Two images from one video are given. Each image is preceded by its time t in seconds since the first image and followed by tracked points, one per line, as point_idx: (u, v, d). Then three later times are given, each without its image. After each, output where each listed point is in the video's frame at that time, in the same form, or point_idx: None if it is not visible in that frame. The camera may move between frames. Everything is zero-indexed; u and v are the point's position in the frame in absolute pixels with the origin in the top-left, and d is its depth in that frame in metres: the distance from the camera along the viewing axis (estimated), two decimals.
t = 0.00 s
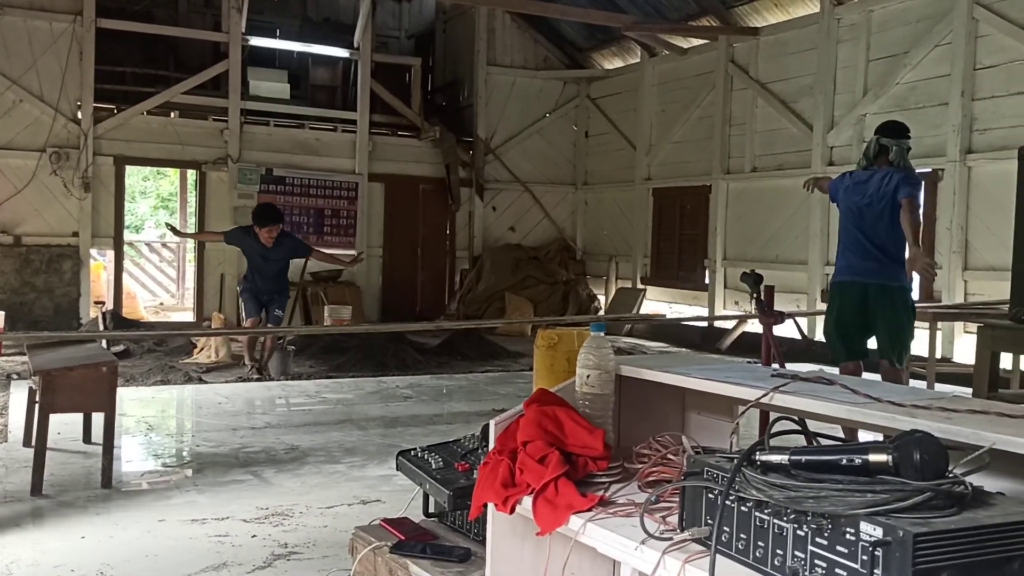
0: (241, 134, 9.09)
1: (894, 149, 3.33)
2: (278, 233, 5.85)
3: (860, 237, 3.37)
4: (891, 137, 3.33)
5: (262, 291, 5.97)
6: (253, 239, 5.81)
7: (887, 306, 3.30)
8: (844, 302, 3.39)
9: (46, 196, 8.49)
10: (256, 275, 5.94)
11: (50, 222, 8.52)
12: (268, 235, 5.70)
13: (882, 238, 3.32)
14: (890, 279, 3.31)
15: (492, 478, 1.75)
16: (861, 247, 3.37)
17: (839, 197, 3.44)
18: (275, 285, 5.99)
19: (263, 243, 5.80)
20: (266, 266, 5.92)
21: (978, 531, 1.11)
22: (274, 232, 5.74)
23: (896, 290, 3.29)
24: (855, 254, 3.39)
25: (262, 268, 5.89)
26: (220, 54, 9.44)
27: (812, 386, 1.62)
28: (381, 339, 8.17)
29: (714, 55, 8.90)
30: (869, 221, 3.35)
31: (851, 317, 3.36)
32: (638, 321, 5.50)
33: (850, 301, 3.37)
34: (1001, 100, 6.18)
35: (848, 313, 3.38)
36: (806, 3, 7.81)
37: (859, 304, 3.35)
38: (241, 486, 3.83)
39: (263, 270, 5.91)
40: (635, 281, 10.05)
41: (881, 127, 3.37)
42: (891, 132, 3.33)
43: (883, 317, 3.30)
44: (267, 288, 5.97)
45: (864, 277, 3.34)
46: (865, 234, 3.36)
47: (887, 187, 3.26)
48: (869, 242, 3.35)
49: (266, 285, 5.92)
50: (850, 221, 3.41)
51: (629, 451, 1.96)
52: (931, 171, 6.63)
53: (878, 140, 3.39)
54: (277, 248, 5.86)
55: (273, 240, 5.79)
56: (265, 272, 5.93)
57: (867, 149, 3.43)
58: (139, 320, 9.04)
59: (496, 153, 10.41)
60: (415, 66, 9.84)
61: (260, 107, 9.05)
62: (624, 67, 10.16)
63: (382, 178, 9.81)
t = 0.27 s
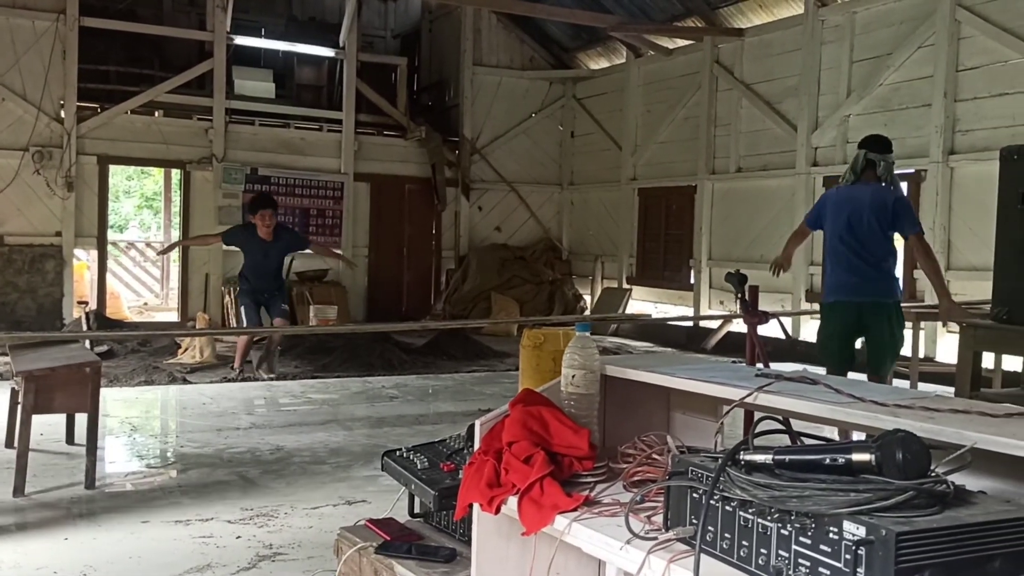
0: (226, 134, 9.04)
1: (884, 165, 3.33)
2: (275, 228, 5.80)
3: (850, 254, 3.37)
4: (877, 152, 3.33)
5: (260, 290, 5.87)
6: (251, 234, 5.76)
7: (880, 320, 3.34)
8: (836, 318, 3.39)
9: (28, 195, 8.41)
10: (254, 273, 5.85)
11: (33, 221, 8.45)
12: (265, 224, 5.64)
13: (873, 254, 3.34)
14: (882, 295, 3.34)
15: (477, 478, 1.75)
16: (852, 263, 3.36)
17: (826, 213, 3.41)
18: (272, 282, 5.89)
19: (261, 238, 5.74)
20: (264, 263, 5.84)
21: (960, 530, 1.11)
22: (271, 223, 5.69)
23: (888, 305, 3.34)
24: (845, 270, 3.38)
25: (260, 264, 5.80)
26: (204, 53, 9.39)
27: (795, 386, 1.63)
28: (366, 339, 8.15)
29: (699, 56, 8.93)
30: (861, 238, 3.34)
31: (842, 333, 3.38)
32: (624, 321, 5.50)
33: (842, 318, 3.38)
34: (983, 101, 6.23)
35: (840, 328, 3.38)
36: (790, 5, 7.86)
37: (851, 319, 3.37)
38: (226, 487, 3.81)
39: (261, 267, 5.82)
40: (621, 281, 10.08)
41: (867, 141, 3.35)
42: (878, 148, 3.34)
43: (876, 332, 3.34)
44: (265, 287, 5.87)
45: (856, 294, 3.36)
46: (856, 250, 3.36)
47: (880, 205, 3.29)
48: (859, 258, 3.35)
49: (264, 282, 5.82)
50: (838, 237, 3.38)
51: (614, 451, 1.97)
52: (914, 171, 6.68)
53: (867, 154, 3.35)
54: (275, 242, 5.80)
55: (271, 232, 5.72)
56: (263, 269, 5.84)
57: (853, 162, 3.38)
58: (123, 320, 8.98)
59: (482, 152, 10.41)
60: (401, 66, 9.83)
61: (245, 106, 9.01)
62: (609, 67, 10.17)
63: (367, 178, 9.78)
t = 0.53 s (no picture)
0: (215, 133, 9.00)
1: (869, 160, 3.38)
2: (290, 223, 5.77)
3: (828, 242, 3.30)
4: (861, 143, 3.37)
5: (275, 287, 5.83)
6: (269, 230, 5.72)
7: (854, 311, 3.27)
8: (807, 304, 3.31)
9: (15, 195, 8.35)
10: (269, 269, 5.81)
11: (20, 221, 8.38)
12: (281, 219, 5.60)
13: (853, 245, 3.28)
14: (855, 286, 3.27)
15: (468, 478, 1.74)
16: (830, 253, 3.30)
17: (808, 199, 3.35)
18: (288, 279, 5.85)
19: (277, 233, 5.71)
20: (278, 259, 5.79)
21: (949, 528, 1.12)
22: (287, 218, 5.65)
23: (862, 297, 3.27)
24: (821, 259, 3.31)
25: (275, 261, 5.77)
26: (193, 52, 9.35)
27: (785, 385, 1.63)
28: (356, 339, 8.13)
29: (688, 57, 8.95)
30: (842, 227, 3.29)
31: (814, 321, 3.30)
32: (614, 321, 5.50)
33: (813, 305, 3.31)
34: (970, 103, 6.27)
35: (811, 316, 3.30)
36: (779, 5, 7.88)
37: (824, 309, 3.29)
38: (215, 487, 3.79)
39: (276, 264, 5.78)
40: (611, 281, 10.09)
41: (852, 131, 3.39)
42: (863, 140, 3.38)
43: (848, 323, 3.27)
44: (281, 284, 5.84)
45: (832, 283, 3.29)
46: (835, 239, 3.29)
47: (868, 196, 3.26)
48: (839, 246, 3.29)
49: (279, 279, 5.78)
50: (820, 224, 3.32)
51: (604, 450, 1.96)
52: (903, 172, 6.71)
53: (852, 145, 3.41)
54: (291, 238, 5.76)
55: (286, 228, 5.69)
56: (278, 266, 5.81)
57: (837, 150, 3.42)
58: (111, 321, 8.93)
59: (472, 152, 10.40)
60: (391, 66, 9.81)
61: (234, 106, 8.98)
62: (599, 67, 10.18)
63: (357, 178, 9.76)
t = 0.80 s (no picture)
0: (208, 133, 8.97)
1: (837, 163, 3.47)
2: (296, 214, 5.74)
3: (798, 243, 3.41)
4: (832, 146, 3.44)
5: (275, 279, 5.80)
6: (277, 221, 5.68)
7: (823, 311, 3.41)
8: (781, 303, 3.39)
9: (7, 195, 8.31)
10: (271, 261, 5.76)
11: (12, 221, 8.34)
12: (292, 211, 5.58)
13: (820, 245, 3.43)
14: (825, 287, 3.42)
15: (461, 478, 1.74)
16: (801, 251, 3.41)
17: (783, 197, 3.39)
18: (288, 273, 5.82)
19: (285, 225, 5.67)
20: (283, 251, 5.76)
21: (941, 526, 1.11)
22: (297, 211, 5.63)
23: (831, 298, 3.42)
24: (792, 257, 3.41)
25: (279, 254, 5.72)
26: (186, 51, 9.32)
27: (778, 384, 1.63)
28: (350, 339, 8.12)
29: (682, 57, 8.96)
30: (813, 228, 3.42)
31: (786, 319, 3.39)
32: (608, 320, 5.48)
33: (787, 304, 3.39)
34: (963, 103, 6.29)
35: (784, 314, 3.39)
36: (773, 5, 7.89)
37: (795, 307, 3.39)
38: (207, 487, 3.78)
39: (280, 256, 5.74)
40: (605, 281, 10.09)
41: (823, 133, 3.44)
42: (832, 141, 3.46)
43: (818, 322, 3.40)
44: (280, 276, 5.81)
45: (802, 282, 3.40)
46: (805, 238, 3.41)
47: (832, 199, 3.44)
48: (809, 246, 3.41)
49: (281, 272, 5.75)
50: (792, 224, 3.41)
51: (597, 450, 1.96)
52: (896, 172, 6.73)
53: (822, 147, 3.46)
54: (298, 231, 5.74)
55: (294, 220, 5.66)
56: (281, 259, 5.77)
57: (809, 152, 3.46)
58: (104, 321, 8.89)
59: (466, 152, 10.39)
60: (384, 65, 9.80)
61: (227, 106, 8.95)
62: (593, 67, 10.18)
63: (351, 178, 9.75)
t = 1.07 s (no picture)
0: (205, 133, 8.97)
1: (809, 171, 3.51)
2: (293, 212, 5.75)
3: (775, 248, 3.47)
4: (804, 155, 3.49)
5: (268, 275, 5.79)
6: (276, 216, 5.70)
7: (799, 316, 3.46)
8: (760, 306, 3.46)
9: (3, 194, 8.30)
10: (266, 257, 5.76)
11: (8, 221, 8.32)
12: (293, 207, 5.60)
13: (795, 251, 3.48)
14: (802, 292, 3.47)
15: (457, 477, 1.74)
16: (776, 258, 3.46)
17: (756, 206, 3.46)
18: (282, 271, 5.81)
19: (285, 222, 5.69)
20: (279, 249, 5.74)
21: (936, 525, 1.12)
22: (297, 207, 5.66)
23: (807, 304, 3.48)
24: (767, 264, 3.46)
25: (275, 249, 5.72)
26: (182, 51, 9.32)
27: (774, 383, 1.63)
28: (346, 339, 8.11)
29: (679, 57, 8.97)
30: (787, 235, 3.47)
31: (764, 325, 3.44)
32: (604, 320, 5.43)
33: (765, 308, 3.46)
34: (959, 103, 6.30)
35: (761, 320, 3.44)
36: (769, 6, 7.90)
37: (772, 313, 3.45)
38: (203, 487, 3.77)
39: (275, 252, 5.74)
40: (601, 281, 10.10)
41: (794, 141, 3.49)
42: (804, 150, 3.53)
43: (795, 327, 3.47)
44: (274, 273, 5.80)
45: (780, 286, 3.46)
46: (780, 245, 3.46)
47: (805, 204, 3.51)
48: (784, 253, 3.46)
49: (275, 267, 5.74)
50: (768, 230, 3.47)
51: (594, 450, 1.96)
52: (892, 172, 6.74)
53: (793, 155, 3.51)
54: (296, 228, 5.76)
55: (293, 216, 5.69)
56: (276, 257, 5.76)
57: (781, 161, 3.50)
58: (100, 321, 8.88)
59: (462, 152, 10.39)
60: (381, 65, 9.80)
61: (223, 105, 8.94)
62: (590, 67, 10.19)
63: (348, 178, 9.74)
